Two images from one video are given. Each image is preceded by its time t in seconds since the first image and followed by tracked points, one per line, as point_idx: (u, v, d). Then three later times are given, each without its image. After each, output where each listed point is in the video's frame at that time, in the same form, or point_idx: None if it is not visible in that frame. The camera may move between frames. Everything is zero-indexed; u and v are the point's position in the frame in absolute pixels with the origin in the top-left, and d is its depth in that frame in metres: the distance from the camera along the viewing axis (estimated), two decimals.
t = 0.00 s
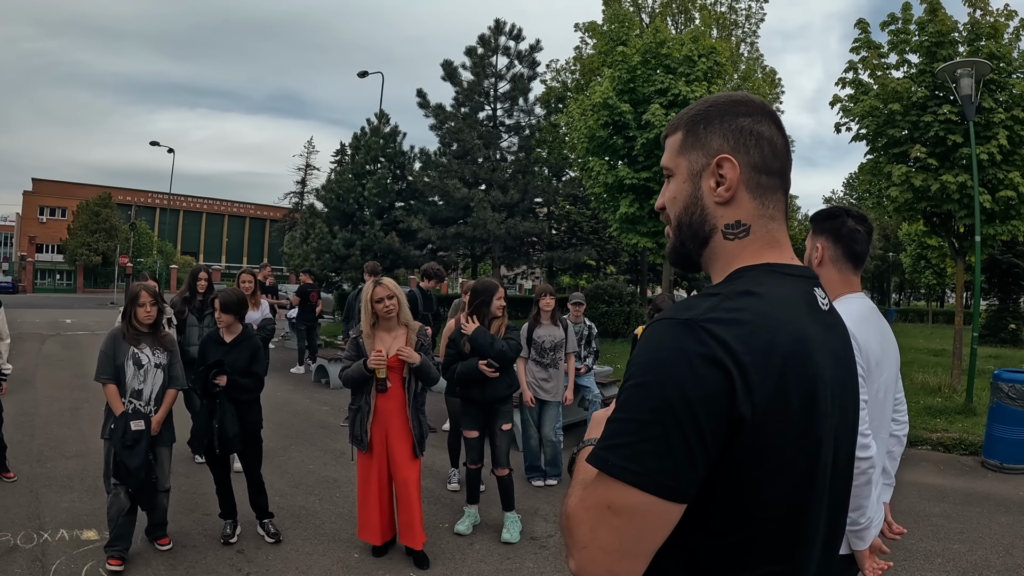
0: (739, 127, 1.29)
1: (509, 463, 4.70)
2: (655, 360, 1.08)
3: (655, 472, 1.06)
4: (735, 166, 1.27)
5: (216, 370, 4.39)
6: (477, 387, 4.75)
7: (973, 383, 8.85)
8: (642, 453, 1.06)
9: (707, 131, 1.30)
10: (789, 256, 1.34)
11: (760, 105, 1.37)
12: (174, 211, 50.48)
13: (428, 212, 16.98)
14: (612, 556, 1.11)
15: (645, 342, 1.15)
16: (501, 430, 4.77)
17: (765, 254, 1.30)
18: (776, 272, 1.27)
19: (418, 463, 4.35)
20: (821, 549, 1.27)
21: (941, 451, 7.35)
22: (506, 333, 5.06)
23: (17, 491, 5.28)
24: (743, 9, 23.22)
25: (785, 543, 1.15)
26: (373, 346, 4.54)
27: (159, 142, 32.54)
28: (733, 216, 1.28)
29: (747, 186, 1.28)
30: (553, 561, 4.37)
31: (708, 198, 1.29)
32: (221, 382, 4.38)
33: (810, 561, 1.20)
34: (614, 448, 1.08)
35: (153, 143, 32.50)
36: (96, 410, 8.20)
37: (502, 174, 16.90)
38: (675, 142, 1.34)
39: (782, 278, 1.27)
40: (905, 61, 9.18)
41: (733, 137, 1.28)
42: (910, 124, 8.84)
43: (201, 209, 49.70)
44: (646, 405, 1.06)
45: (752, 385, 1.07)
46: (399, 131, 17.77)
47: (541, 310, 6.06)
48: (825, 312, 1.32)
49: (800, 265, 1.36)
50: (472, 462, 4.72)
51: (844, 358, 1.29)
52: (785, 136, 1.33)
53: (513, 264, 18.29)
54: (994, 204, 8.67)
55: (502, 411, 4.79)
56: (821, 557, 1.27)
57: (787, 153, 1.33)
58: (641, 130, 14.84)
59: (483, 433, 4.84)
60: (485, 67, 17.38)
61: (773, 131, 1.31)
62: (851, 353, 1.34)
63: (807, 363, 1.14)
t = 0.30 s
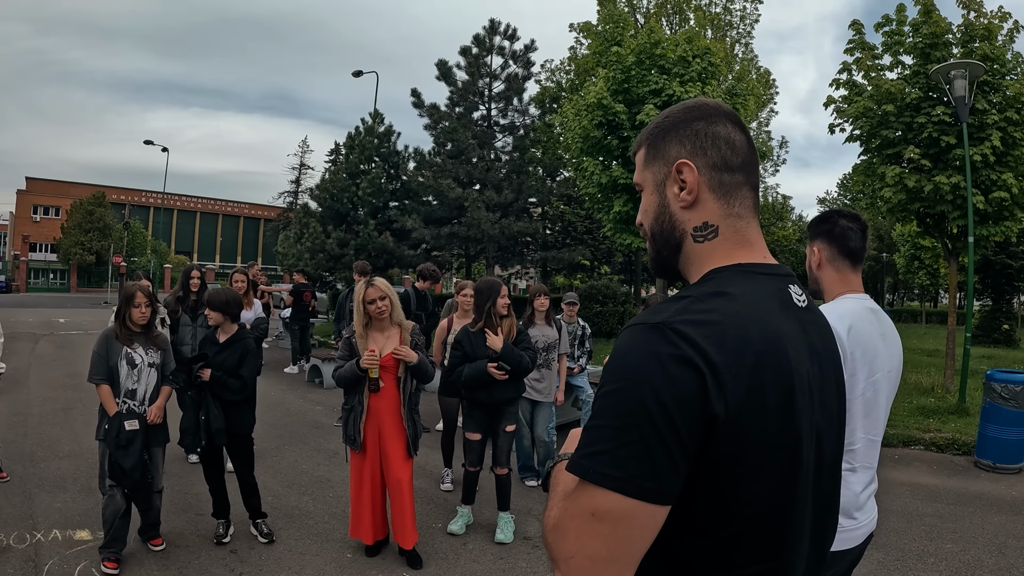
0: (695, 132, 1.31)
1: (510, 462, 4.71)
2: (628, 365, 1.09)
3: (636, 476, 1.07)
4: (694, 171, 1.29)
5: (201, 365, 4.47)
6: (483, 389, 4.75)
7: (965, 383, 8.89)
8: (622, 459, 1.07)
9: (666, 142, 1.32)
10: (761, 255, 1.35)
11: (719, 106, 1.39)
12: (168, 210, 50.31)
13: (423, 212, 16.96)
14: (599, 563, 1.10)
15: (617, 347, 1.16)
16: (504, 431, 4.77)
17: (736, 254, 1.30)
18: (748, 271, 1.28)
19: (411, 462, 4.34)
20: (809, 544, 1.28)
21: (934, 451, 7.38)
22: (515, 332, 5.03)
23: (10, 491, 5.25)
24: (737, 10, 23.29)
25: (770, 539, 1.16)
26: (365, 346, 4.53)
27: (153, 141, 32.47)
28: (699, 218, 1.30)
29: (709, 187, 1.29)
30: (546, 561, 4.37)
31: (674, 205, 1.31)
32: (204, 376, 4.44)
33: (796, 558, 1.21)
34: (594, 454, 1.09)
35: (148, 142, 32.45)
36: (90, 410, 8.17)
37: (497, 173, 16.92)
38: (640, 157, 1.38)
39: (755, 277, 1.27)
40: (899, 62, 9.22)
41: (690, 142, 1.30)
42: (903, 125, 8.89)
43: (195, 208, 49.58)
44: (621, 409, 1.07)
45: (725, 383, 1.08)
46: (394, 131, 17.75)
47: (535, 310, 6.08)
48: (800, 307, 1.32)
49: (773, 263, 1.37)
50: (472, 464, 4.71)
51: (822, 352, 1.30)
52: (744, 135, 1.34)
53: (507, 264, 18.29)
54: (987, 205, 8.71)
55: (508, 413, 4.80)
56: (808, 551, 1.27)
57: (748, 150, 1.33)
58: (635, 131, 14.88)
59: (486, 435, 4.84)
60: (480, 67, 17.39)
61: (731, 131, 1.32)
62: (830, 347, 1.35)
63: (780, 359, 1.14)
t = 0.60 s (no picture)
0: (653, 136, 1.34)
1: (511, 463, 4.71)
2: (583, 365, 1.14)
3: (581, 473, 1.11)
4: (652, 175, 1.34)
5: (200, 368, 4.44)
6: (486, 390, 4.75)
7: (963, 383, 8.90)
8: (568, 455, 1.12)
9: (631, 152, 1.39)
10: (739, 250, 1.33)
11: (690, 98, 1.37)
12: (165, 209, 50.19)
13: (420, 211, 16.93)
14: (551, 555, 1.17)
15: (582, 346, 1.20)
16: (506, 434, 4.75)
17: (708, 253, 1.31)
18: (721, 269, 1.27)
19: (408, 461, 4.32)
20: (798, 545, 1.26)
21: (932, 451, 7.39)
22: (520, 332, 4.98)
23: (4, 492, 5.22)
24: (735, 11, 23.31)
25: (735, 540, 1.16)
26: (364, 345, 4.54)
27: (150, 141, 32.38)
28: (668, 221, 1.34)
29: (669, 189, 1.32)
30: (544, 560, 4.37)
31: (642, 209, 1.38)
32: (199, 375, 4.42)
33: (777, 560, 1.20)
34: (547, 449, 1.15)
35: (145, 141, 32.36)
36: (85, 409, 8.13)
37: (494, 173, 16.92)
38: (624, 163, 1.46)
39: (729, 274, 1.26)
40: (897, 62, 9.22)
41: (649, 148, 1.34)
42: (901, 125, 8.89)
43: (192, 208, 49.46)
44: (575, 410, 1.12)
45: (678, 386, 1.10)
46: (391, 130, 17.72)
47: (533, 310, 6.05)
48: (783, 305, 1.29)
49: (755, 257, 1.35)
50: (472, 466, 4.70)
51: (809, 349, 1.27)
52: (709, 129, 1.33)
53: (504, 264, 18.29)
54: (985, 205, 8.72)
55: (511, 414, 4.80)
56: (797, 552, 1.26)
57: (712, 144, 1.31)
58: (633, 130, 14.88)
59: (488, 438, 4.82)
60: (477, 66, 17.38)
61: (693, 127, 1.32)
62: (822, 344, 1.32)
63: (746, 360, 1.13)
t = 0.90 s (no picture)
0: (650, 132, 1.36)
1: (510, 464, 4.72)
2: (556, 367, 1.16)
3: (555, 473, 1.13)
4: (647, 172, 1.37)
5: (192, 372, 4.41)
6: (485, 390, 4.74)
7: (961, 383, 8.90)
8: (543, 454, 1.13)
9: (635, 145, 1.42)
10: (733, 250, 1.31)
11: (690, 89, 1.34)
12: (163, 208, 50.14)
13: (418, 211, 16.93)
14: (529, 551, 1.19)
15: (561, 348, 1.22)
16: (504, 435, 4.75)
17: (699, 251, 1.31)
18: (710, 270, 1.27)
19: (404, 461, 4.31)
20: (781, 550, 1.26)
21: (930, 451, 7.39)
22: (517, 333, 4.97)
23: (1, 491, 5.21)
24: (733, 11, 23.33)
25: (713, 543, 1.17)
26: (360, 344, 4.53)
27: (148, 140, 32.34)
28: (665, 216, 1.37)
29: (661, 187, 1.34)
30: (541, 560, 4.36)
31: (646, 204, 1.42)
32: (193, 376, 4.41)
33: (758, 564, 1.19)
34: (524, 449, 1.17)
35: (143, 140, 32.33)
36: (82, 409, 8.12)
37: (492, 173, 16.90)
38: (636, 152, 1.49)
39: (717, 276, 1.26)
40: (895, 62, 9.22)
41: (646, 143, 1.37)
42: (899, 125, 8.89)
43: (191, 207, 49.44)
44: (549, 410, 1.14)
45: (651, 390, 1.10)
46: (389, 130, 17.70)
47: (532, 309, 6.03)
48: (773, 308, 1.27)
49: (751, 260, 1.33)
50: (470, 467, 4.70)
51: (796, 353, 1.26)
52: (701, 124, 1.31)
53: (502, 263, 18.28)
54: (982, 205, 8.73)
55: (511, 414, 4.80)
56: (781, 558, 1.25)
57: (702, 140, 1.29)
58: (631, 130, 14.88)
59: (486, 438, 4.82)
60: (475, 66, 17.37)
61: (684, 122, 1.31)
62: (812, 347, 1.30)
63: (722, 364, 1.13)
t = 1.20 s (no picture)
0: (670, 126, 1.35)
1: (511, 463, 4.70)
2: (563, 365, 1.15)
3: (562, 470, 1.13)
4: (664, 167, 1.36)
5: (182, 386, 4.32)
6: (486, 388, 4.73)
7: (961, 381, 8.90)
8: (550, 451, 1.13)
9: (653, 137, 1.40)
10: (745, 248, 1.30)
11: (714, 83, 1.32)
12: (163, 206, 50.10)
13: (417, 210, 16.91)
14: (538, 548, 1.20)
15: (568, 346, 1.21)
16: (507, 434, 4.73)
17: (712, 249, 1.31)
18: (719, 269, 1.26)
19: (404, 460, 4.31)
20: (786, 552, 1.25)
21: (930, 449, 7.39)
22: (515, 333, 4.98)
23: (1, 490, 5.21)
24: (734, 9, 23.30)
25: (718, 543, 1.16)
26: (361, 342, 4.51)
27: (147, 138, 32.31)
28: (680, 211, 1.36)
29: (679, 181, 1.33)
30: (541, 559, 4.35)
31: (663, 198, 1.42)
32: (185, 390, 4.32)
33: (762, 566, 1.19)
34: (531, 447, 1.17)
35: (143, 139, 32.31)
36: (82, 408, 8.11)
37: (492, 171, 16.87)
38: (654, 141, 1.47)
39: (727, 276, 1.25)
40: (896, 60, 9.20)
41: (665, 136, 1.36)
42: (899, 123, 8.87)
43: (190, 206, 49.41)
44: (556, 408, 1.13)
45: (656, 388, 1.10)
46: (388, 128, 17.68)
47: (533, 307, 6.03)
48: (782, 308, 1.26)
49: (762, 259, 1.31)
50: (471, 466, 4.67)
51: (804, 353, 1.25)
52: (722, 121, 1.29)
53: (502, 262, 18.24)
54: (983, 203, 8.72)
55: (513, 414, 4.77)
56: (785, 560, 1.24)
57: (723, 138, 1.28)
58: (631, 128, 14.86)
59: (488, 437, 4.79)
60: (475, 64, 17.34)
61: (704, 119, 1.29)
62: (819, 348, 1.29)
63: (728, 364, 1.12)
